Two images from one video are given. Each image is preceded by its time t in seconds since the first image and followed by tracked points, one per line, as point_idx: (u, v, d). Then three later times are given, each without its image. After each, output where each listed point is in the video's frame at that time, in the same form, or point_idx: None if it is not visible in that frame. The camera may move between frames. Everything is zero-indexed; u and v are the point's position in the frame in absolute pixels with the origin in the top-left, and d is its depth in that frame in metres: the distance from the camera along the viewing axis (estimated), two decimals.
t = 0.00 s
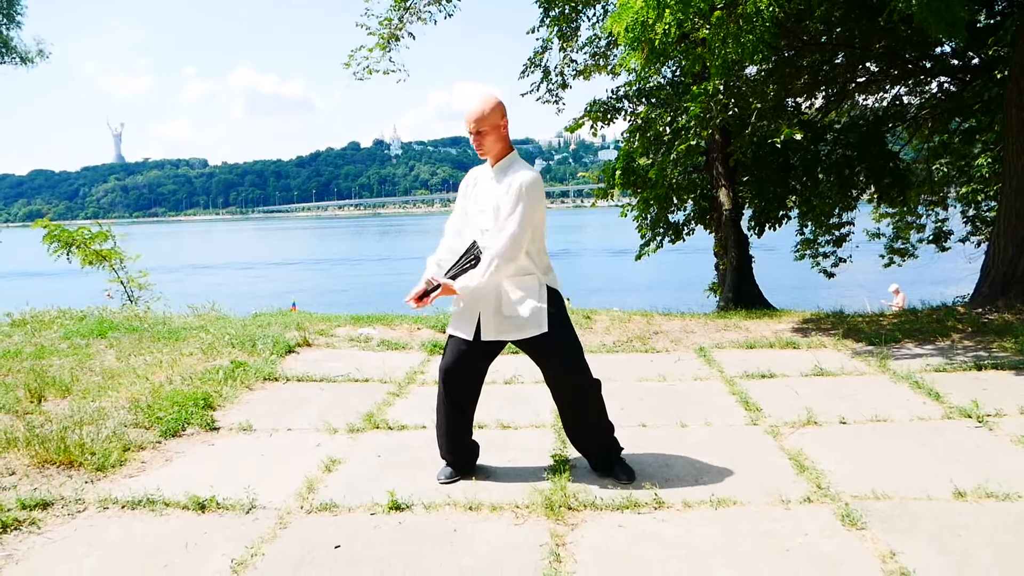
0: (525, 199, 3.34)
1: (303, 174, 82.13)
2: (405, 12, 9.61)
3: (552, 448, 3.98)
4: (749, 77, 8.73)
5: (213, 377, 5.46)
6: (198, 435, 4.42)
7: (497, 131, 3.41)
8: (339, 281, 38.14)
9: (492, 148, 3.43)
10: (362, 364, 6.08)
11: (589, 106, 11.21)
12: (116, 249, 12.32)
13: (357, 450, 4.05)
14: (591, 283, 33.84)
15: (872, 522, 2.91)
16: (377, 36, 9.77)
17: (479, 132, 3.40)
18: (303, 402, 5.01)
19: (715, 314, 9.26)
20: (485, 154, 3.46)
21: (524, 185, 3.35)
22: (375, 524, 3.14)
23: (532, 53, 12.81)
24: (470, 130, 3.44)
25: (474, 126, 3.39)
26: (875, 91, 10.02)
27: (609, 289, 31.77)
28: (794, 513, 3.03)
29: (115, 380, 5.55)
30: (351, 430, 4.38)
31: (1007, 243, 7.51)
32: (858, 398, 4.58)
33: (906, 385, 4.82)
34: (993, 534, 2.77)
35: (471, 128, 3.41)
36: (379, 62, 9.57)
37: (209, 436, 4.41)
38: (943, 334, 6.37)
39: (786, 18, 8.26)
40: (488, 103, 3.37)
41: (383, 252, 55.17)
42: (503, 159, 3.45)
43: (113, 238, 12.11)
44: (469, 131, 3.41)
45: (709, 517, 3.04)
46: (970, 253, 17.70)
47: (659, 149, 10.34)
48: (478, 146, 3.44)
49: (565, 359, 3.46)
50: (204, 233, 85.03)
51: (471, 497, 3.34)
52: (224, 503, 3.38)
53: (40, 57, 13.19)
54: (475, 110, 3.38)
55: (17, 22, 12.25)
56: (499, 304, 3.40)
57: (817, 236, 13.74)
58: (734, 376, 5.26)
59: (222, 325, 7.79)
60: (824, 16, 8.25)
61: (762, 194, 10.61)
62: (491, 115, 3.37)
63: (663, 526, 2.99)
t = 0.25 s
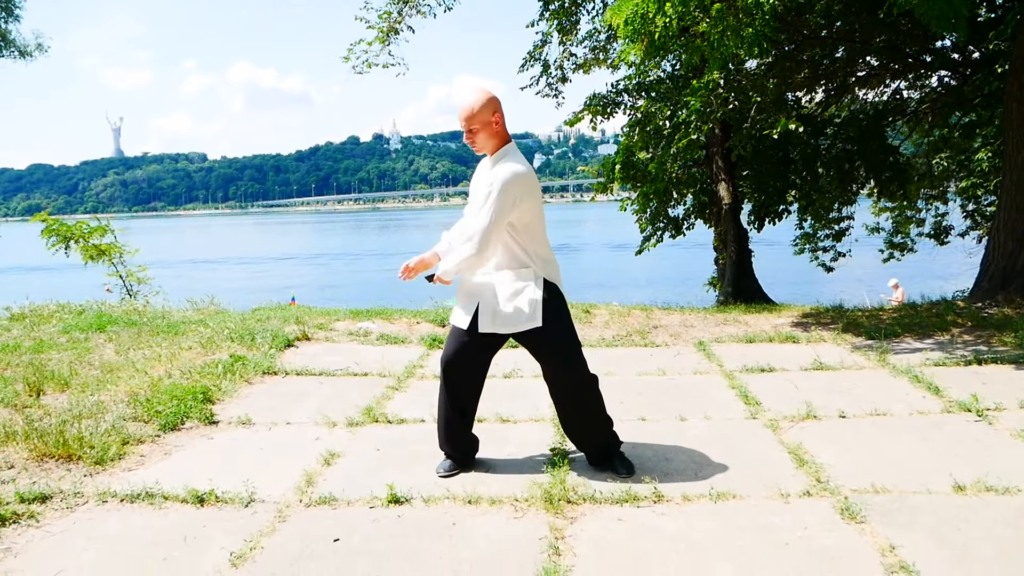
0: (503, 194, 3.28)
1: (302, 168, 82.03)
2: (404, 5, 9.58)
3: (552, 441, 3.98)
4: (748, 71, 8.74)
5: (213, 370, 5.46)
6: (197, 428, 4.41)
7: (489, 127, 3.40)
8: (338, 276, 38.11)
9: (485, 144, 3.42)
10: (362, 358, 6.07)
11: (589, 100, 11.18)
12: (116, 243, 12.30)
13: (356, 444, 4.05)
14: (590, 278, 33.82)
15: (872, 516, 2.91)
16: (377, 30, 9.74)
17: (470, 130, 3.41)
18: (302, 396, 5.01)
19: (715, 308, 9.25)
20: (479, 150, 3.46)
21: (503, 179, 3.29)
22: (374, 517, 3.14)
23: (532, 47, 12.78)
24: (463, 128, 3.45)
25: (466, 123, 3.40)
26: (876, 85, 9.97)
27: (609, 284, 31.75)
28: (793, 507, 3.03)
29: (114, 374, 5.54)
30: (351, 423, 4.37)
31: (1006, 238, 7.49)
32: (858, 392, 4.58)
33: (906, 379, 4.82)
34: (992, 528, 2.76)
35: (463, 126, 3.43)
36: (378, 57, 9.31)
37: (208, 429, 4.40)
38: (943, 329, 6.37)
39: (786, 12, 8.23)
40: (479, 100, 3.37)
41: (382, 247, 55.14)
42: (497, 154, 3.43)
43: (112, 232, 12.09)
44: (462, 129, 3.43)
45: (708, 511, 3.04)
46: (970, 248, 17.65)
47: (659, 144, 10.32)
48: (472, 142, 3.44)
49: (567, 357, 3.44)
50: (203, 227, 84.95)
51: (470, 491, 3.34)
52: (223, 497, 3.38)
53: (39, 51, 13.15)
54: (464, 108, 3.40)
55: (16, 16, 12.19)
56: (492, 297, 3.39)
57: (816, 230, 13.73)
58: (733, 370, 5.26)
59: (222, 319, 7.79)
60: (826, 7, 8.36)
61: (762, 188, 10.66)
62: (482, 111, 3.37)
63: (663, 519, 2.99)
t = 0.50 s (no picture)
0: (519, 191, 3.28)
1: (302, 162, 81.94)
2: None
3: (551, 435, 3.97)
4: (748, 64, 8.70)
5: (212, 364, 5.46)
6: (197, 423, 4.41)
7: (503, 126, 3.37)
8: (338, 271, 38.10)
9: (498, 143, 3.39)
10: (361, 352, 6.07)
11: (588, 94, 11.15)
12: (116, 237, 12.29)
13: (356, 438, 4.04)
14: (590, 272, 33.80)
15: (872, 510, 2.90)
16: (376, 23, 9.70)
17: (483, 129, 3.38)
18: (302, 390, 5.00)
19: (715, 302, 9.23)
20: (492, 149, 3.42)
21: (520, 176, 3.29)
22: (374, 512, 3.13)
23: (532, 41, 12.74)
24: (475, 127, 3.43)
25: (479, 123, 3.37)
26: (876, 79, 9.95)
27: (608, 278, 31.74)
28: (794, 501, 3.03)
29: (113, 368, 5.54)
30: (350, 418, 4.36)
31: (1007, 231, 7.47)
32: (858, 385, 4.57)
33: (906, 372, 4.81)
34: (993, 522, 2.76)
35: (476, 125, 3.39)
36: (378, 49, 9.63)
37: (208, 423, 4.40)
38: (943, 322, 6.36)
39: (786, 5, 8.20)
40: (491, 99, 3.34)
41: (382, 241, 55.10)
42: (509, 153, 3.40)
43: (111, 226, 12.07)
44: (474, 128, 3.39)
45: (708, 505, 3.03)
46: (970, 241, 17.62)
47: (659, 137, 10.30)
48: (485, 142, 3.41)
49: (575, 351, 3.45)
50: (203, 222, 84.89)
51: (470, 485, 3.33)
52: (222, 491, 3.37)
53: (38, 45, 13.12)
54: (476, 107, 3.36)
55: (15, 10, 12.15)
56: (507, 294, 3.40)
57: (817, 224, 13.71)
58: (733, 363, 5.25)
59: (221, 313, 7.78)
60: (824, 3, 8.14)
61: (762, 182, 10.80)
62: (496, 110, 3.34)
63: (663, 513, 2.98)
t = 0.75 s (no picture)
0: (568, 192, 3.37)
1: (301, 159, 81.86)
2: None
3: (550, 432, 3.96)
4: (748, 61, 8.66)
5: (210, 361, 5.44)
6: (194, 420, 4.39)
7: (536, 122, 3.34)
8: (337, 267, 38.07)
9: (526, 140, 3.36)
10: (360, 349, 6.05)
11: (588, 90, 11.12)
12: (113, 234, 12.27)
13: (354, 435, 4.03)
14: (589, 268, 33.78)
15: (872, 507, 2.89)
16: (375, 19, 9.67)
17: (514, 126, 3.29)
18: (300, 387, 4.99)
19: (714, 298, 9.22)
20: (524, 145, 3.37)
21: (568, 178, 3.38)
22: (372, 509, 3.12)
23: (531, 37, 12.70)
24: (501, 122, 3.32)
25: (518, 119, 3.27)
26: (875, 75, 9.94)
27: (607, 274, 31.72)
28: (793, 498, 3.01)
29: (111, 365, 5.53)
30: (348, 415, 4.35)
31: (1007, 228, 7.45)
32: (857, 382, 4.56)
33: (905, 369, 4.80)
34: (992, 519, 2.75)
35: (504, 121, 3.29)
36: (377, 45, 9.29)
37: (205, 420, 4.38)
38: (942, 319, 6.35)
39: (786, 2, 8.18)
40: (523, 94, 3.24)
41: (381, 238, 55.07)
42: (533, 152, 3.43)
43: (109, 223, 12.05)
44: (503, 123, 3.29)
45: (707, 502, 3.02)
46: (969, 237, 17.57)
47: (658, 134, 10.26)
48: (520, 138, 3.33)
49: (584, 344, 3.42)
50: (202, 218, 84.80)
51: (468, 482, 3.32)
52: (219, 489, 3.36)
53: (36, 40, 13.08)
54: (508, 101, 3.25)
55: (12, 6, 12.12)
56: (533, 291, 3.40)
57: (816, 221, 13.69)
58: (732, 360, 5.24)
59: (219, 310, 7.76)
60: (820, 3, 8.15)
61: (762, 178, 10.69)
62: (534, 106, 3.27)
63: (661, 510, 2.97)
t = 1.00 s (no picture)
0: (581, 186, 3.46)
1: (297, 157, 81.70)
2: None
3: (545, 431, 3.94)
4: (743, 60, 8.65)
5: (203, 360, 5.41)
6: (187, 418, 4.37)
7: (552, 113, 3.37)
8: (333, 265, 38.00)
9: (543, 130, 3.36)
10: (354, 347, 6.03)
11: (583, 88, 11.11)
12: (107, 232, 12.22)
13: (347, 433, 4.00)
14: (585, 267, 33.78)
15: (867, 504, 2.88)
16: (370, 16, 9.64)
17: (536, 112, 3.28)
18: (294, 385, 4.96)
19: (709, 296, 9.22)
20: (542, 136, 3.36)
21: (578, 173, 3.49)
22: (365, 508, 3.10)
23: (526, 34, 12.68)
24: (520, 112, 3.30)
25: (542, 105, 3.27)
26: (870, 74, 9.92)
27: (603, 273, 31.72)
28: (787, 495, 3.00)
29: (103, 364, 5.49)
30: (342, 413, 4.33)
31: (1001, 225, 7.45)
32: (853, 379, 4.56)
33: (900, 366, 4.79)
34: (987, 516, 2.74)
35: (527, 108, 3.28)
36: (371, 43, 8.91)
37: (198, 419, 4.36)
38: (937, 316, 6.35)
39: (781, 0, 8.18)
40: (537, 82, 3.29)
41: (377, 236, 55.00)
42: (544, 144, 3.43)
43: (103, 221, 12.00)
44: (526, 111, 3.27)
45: (701, 500, 3.01)
46: (963, 236, 17.60)
47: (653, 132, 10.24)
48: (541, 126, 3.32)
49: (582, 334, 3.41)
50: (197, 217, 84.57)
51: (462, 481, 3.30)
52: (211, 488, 3.33)
53: (29, 37, 13.02)
54: (532, 88, 3.26)
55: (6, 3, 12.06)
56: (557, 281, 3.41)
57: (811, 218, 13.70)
58: (728, 358, 5.23)
59: (213, 308, 7.73)
60: None
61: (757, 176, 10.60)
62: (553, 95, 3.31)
63: (656, 508, 2.96)
